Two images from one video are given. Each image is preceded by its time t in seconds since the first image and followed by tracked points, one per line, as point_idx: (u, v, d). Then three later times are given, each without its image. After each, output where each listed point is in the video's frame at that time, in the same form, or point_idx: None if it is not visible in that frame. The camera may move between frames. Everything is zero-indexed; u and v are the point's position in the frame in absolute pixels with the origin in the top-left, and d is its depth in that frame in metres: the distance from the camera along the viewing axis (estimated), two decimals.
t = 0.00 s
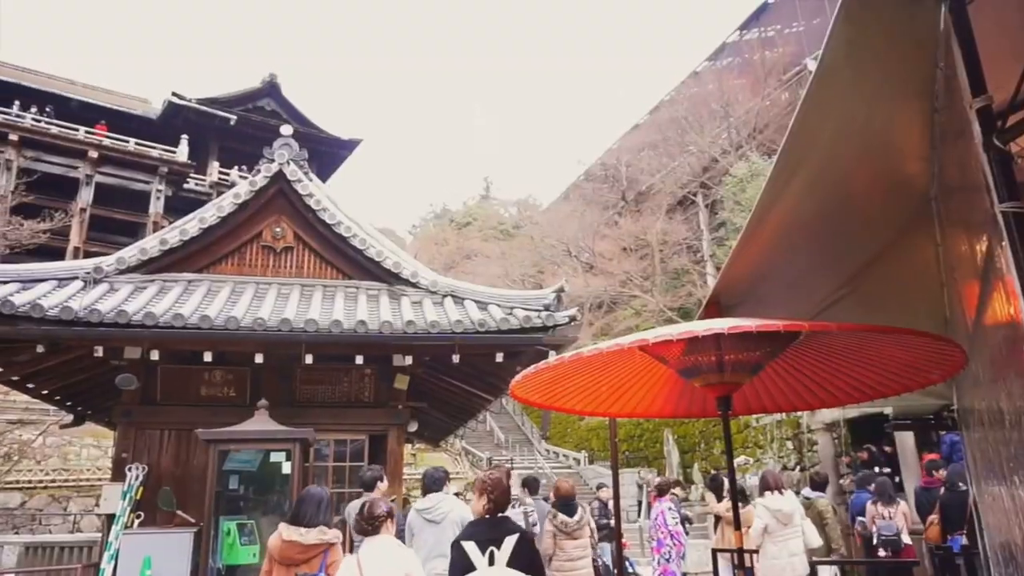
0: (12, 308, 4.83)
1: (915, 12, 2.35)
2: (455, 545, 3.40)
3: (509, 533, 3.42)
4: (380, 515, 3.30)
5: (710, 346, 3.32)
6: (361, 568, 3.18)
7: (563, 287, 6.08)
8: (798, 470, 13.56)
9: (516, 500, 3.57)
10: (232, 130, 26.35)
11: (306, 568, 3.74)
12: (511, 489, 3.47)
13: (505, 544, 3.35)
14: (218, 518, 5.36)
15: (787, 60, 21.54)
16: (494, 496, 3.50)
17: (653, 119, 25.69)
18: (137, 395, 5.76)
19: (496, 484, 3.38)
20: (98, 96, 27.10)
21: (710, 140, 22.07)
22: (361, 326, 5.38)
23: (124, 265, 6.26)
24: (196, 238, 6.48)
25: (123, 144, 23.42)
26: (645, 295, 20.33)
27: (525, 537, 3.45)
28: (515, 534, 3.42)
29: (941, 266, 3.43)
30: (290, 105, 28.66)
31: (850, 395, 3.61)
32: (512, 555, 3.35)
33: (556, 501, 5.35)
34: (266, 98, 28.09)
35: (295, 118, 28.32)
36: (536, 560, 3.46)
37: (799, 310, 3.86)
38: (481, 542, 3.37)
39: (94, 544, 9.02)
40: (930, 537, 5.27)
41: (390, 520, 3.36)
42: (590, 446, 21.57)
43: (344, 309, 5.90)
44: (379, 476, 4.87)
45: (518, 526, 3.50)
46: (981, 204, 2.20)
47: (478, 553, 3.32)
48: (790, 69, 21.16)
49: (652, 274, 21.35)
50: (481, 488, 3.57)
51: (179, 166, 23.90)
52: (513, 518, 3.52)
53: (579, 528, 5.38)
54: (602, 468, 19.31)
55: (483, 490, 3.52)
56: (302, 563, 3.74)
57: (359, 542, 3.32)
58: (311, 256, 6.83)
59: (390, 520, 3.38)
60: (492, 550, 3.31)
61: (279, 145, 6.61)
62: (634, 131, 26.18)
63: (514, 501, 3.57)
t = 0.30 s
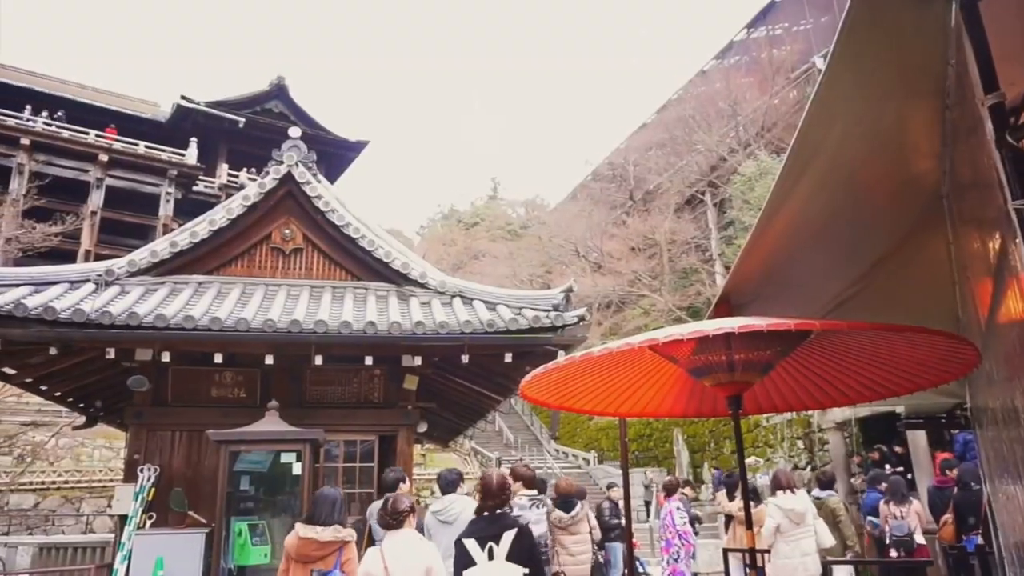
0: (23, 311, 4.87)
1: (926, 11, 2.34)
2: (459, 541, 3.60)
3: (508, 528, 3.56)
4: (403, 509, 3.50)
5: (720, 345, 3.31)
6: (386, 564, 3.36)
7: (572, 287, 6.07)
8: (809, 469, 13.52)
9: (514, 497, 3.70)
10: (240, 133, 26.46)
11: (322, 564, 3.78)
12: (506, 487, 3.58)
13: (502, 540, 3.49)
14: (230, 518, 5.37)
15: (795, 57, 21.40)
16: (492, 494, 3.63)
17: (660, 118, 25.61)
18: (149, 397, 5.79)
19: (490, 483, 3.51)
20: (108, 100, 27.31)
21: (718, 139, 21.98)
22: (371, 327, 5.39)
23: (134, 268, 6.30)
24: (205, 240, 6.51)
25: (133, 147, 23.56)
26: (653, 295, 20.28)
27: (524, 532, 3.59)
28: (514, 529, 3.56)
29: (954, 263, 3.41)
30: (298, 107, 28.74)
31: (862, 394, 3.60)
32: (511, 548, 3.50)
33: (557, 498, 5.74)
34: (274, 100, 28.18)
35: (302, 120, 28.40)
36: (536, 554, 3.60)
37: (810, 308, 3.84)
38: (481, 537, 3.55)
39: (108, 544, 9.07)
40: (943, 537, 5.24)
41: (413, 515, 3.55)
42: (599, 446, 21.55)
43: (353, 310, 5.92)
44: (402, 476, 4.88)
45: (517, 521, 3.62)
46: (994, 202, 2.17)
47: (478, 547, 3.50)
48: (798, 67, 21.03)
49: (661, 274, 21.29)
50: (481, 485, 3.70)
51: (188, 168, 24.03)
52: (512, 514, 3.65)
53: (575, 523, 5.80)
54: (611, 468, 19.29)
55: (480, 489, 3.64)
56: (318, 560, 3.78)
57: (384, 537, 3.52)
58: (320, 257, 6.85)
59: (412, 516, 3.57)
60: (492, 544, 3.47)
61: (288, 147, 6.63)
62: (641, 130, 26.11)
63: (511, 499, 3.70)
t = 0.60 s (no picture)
0: (37, 311, 4.92)
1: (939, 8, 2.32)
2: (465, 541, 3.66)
3: (511, 523, 3.57)
4: (417, 508, 3.51)
5: (731, 341, 3.30)
6: (402, 562, 3.39)
7: (581, 284, 6.06)
8: (821, 466, 13.47)
9: (516, 495, 3.75)
10: (249, 133, 26.59)
11: (331, 561, 3.79)
12: (507, 485, 3.64)
13: (505, 534, 3.52)
14: (243, 516, 5.38)
15: (804, 53, 21.28)
16: (492, 492, 3.69)
17: (669, 114, 25.54)
18: (162, 395, 5.82)
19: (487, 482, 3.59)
20: (118, 101, 27.51)
21: (727, 135, 21.90)
22: (380, 325, 5.40)
23: (146, 268, 6.33)
24: (216, 239, 6.53)
25: (143, 147, 23.72)
26: (663, 292, 20.26)
27: (527, 526, 3.59)
28: (516, 524, 3.57)
29: (967, 259, 3.38)
30: (306, 107, 28.84)
31: (875, 390, 3.58)
32: (513, 543, 3.51)
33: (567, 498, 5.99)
34: (283, 100, 28.29)
35: (311, 119, 28.48)
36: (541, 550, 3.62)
37: (822, 303, 3.83)
38: (485, 534, 3.59)
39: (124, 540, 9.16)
40: (958, 534, 5.20)
41: (427, 513, 3.56)
42: (609, 443, 21.55)
43: (363, 308, 5.93)
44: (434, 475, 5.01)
45: (520, 516, 3.66)
46: (1008, 196, 2.15)
47: (482, 544, 3.53)
48: (808, 62, 20.93)
49: (671, 271, 21.25)
50: (483, 486, 3.77)
51: (199, 168, 24.17)
52: (515, 509, 3.69)
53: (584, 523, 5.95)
54: (622, 466, 19.29)
55: (482, 490, 3.71)
56: (326, 557, 3.79)
57: (400, 535, 3.54)
58: (330, 255, 6.87)
59: (426, 514, 3.59)
60: (494, 540, 3.50)
61: (297, 146, 6.65)
62: (650, 127, 26.05)
63: (513, 497, 3.75)
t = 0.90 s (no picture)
0: (56, 309, 4.98)
1: None
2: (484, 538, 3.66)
3: (529, 520, 3.59)
4: (429, 501, 3.61)
5: (747, 335, 3.28)
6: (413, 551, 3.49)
7: (595, 279, 6.04)
8: (837, 461, 13.38)
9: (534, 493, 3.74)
10: (262, 132, 26.73)
11: (347, 554, 3.80)
12: (524, 483, 3.63)
13: (524, 529, 3.52)
14: (259, 512, 5.43)
15: (819, 45, 20.99)
16: (510, 490, 3.69)
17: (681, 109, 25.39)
18: (179, 392, 5.87)
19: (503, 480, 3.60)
20: (133, 101, 27.74)
21: (741, 129, 21.77)
22: (394, 322, 5.42)
23: (162, 266, 6.38)
24: (230, 237, 6.57)
25: (158, 147, 23.91)
26: (677, 287, 20.18)
27: (545, 522, 3.61)
28: (534, 520, 3.59)
29: (987, 254, 3.32)
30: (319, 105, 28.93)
31: (893, 385, 3.54)
32: (533, 538, 3.53)
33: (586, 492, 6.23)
34: (295, 98, 28.39)
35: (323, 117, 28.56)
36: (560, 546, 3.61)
37: (838, 300, 3.78)
38: (505, 531, 3.59)
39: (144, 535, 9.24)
40: (978, 530, 5.15)
41: (439, 506, 3.66)
42: (623, 439, 21.50)
43: (376, 305, 5.96)
44: (464, 470, 5.17)
45: (538, 513, 3.66)
46: None
47: (502, 539, 3.53)
48: (822, 54, 20.72)
49: (684, 266, 21.16)
50: (501, 485, 3.78)
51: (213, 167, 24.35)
52: (533, 507, 3.69)
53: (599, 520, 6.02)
54: (637, 462, 19.24)
55: (500, 488, 3.72)
56: (342, 551, 3.81)
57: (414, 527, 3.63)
58: (343, 252, 6.89)
59: (438, 507, 3.68)
60: (514, 536, 3.51)
61: (310, 143, 6.67)
62: (662, 121, 25.91)
63: (531, 494, 3.74)
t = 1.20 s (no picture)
0: (72, 308, 5.04)
1: None
2: (505, 527, 3.91)
3: (550, 512, 3.83)
4: (446, 498, 3.67)
5: (761, 332, 3.23)
6: (430, 547, 3.56)
7: (607, 276, 6.02)
8: (852, 458, 13.29)
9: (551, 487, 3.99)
10: (275, 131, 26.86)
11: (363, 549, 3.80)
12: (543, 477, 3.89)
13: (546, 521, 3.78)
14: (273, 510, 5.47)
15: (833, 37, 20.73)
16: (529, 484, 3.94)
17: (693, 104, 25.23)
18: (193, 391, 5.92)
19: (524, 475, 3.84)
20: (147, 101, 27.96)
21: (753, 123, 21.64)
22: (406, 320, 5.43)
23: (176, 265, 6.42)
24: (244, 236, 6.60)
25: (172, 147, 24.11)
26: (689, 283, 20.09)
27: (565, 514, 3.84)
28: (555, 512, 3.82)
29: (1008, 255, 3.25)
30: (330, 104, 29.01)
31: (909, 381, 3.49)
32: (554, 529, 3.76)
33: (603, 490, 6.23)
34: (307, 97, 28.48)
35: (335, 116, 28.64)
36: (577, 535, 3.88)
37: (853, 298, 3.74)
38: (526, 522, 3.84)
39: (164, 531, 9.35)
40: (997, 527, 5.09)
41: (456, 502, 3.71)
42: (637, 436, 21.46)
43: (389, 303, 5.97)
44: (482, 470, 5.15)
45: (556, 505, 3.91)
46: None
47: (524, 530, 3.80)
48: (836, 48, 20.51)
49: (697, 262, 21.06)
50: (520, 479, 4.03)
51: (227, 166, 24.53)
52: (552, 499, 3.95)
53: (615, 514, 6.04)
54: (650, 459, 19.19)
55: (519, 482, 3.97)
56: (359, 546, 3.81)
57: (431, 522, 3.69)
58: (356, 251, 6.91)
59: (456, 504, 3.74)
60: (535, 527, 3.77)
61: (322, 142, 6.68)
62: (674, 117, 25.76)
63: (548, 488, 4.00)
